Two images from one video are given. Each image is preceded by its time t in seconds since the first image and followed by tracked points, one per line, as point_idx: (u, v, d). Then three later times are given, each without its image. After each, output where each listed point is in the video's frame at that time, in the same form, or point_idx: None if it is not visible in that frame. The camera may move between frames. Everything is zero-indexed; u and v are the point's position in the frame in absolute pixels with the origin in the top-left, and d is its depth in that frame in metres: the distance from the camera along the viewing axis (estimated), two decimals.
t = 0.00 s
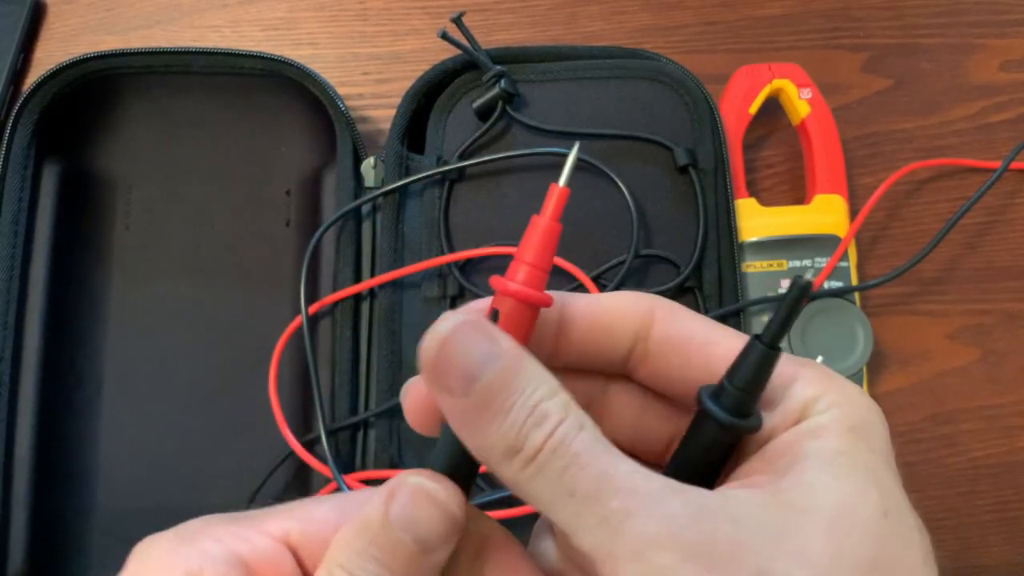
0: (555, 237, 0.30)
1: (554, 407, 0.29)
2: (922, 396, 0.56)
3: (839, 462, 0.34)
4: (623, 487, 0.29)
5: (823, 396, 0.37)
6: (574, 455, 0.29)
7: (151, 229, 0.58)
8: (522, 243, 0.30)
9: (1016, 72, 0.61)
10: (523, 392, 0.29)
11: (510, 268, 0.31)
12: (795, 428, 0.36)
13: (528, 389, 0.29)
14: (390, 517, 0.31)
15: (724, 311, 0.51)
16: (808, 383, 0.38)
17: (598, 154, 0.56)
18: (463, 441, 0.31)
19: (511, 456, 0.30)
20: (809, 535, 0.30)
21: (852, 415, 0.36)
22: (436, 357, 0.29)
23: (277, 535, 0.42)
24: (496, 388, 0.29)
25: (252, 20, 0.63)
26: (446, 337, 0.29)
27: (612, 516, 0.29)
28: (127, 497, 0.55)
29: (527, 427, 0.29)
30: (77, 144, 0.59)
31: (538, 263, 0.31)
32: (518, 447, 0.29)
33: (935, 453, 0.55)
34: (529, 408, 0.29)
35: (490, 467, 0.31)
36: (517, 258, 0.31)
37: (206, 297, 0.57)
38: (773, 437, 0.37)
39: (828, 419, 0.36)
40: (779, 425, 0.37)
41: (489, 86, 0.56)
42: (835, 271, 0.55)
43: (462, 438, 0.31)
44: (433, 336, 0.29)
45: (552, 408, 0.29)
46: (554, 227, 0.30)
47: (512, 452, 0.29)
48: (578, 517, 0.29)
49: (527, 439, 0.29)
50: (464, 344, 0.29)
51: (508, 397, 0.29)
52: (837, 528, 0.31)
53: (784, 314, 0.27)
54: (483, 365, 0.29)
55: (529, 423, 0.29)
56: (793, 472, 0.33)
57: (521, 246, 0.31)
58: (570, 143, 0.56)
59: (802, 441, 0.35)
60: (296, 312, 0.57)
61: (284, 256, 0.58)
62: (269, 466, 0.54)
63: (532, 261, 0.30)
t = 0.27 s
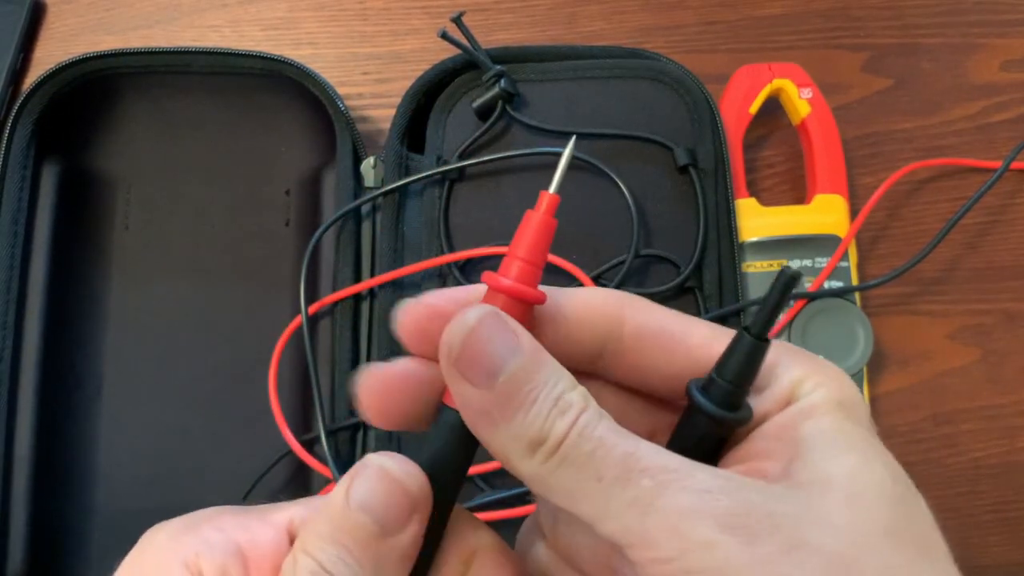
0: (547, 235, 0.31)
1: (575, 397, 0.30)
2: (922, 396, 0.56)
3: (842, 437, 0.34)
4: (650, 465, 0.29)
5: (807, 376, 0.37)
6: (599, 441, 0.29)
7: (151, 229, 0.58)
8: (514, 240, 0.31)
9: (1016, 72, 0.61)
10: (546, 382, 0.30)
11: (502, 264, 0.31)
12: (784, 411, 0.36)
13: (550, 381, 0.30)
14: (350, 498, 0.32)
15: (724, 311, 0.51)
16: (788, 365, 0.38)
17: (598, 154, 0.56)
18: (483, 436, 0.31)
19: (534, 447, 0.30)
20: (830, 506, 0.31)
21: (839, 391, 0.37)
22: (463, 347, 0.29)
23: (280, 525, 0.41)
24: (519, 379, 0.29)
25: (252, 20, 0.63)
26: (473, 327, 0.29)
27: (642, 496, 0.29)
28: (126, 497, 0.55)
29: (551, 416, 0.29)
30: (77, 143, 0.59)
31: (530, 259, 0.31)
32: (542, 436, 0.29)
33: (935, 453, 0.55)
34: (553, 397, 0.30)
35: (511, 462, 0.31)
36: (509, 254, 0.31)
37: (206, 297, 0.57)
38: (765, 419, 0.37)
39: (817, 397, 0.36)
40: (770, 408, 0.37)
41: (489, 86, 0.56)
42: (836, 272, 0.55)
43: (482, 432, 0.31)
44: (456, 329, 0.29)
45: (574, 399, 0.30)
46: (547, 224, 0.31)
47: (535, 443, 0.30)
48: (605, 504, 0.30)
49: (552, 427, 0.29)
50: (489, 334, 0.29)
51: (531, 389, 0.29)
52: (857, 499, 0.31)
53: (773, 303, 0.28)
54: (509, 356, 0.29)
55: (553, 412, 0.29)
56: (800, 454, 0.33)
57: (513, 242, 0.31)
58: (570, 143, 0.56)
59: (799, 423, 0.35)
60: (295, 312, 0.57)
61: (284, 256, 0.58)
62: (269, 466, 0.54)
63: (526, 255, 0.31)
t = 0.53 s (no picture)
0: (552, 227, 0.29)
1: (597, 407, 0.30)
2: (923, 396, 0.56)
3: (831, 423, 0.36)
4: (684, 473, 0.30)
5: (781, 367, 0.39)
6: (627, 451, 0.30)
7: (151, 229, 0.58)
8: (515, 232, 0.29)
9: (1017, 72, 0.61)
10: (569, 393, 0.30)
11: (503, 257, 0.29)
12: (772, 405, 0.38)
13: (572, 392, 0.30)
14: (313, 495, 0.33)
15: (724, 311, 0.51)
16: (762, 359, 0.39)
17: (598, 154, 0.56)
18: (501, 451, 0.31)
19: (560, 459, 0.30)
20: (860, 499, 0.32)
21: (812, 378, 0.39)
22: (492, 355, 0.29)
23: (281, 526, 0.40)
24: (545, 390, 0.29)
25: (251, 19, 0.63)
26: (501, 334, 0.28)
27: (679, 507, 0.29)
28: (126, 498, 0.55)
29: (579, 427, 0.30)
30: (76, 143, 0.59)
31: (533, 252, 0.29)
32: (569, 448, 0.30)
33: (936, 453, 0.55)
34: (577, 408, 0.30)
35: (531, 477, 0.31)
36: (510, 246, 0.29)
37: (205, 297, 0.57)
38: (754, 415, 0.38)
39: (796, 386, 0.38)
40: (756, 403, 0.39)
41: (489, 85, 0.56)
42: (836, 272, 0.55)
43: (503, 448, 0.31)
44: (484, 338, 0.29)
45: (597, 409, 0.30)
46: (552, 215, 0.29)
47: (561, 456, 0.30)
48: (637, 514, 0.30)
49: (579, 438, 0.29)
50: (519, 343, 0.29)
51: (556, 400, 0.30)
52: (881, 488, 0.32)
53: (767, 308, 0.28)
54: (536, 366, 0.29)
55: (579, 423, 0.30)
56: (801, 450, 0.35)
57: (515, 233, 0.29)
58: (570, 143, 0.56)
59: (788, 419, 0.37)
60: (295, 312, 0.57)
61: (283, 256, 0.58)
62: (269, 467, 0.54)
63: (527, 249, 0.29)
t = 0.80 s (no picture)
0: (555, 231, 0.28)
1: (603, 424, 0.30)
2: (923, 396, 0.56)
3: (815, 429, 0.37)
4: (699, 491, 0.30)
5: (760, 375, 0.40)
6: (640, 468, 0.29)
7: (150, 229, 0.58)
8: (517, 238, 0.28)
9: (1018, 72, 0.61)
10: (577, 411, 0.30)
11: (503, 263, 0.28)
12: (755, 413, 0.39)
13: (577, 409, 0.30)
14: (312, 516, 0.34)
15: (724, 311, 0.51)
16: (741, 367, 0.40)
17: (598, 154, 0.55)
18: (505, 471, 0.31)
19: (569, 478, 0.30)
20: (862, 509, 0.32)
21: (789, 385, 0.40)
22: (506, 375, 0.28)
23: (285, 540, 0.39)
24: (554, 409, 0.29)
25: (251, 19, 0.63)
26: (516, 352, 0.27)
27: (694, 525, 0.29)
28: (125, 499, 0.54)
29: (589, 445, 0.29)
30: (76, 143, 0.59)
31: (537, 259, 0.28)
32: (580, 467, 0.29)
33: (937, 453, 0.54)
34: (584, 426, 0.30)
35: (536, 496, 0.31)
36: (511, 252, 0.28)
37: (204, 297, 0.57)
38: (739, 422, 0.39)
39: (777, 394, 0.39)
40: (739, 412, 0.39)
41: (489, 85, 0.55)
42: (836, 272, 0.55)
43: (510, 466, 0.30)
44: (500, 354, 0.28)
45: (603, 426, 0.30)
46: (555, 219, 0.28)
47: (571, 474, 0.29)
48: (650, 532, 0.30)
49: (589, 457, 0.29)
50: (532, 360, 0.28)
51: (563, 418, 0.29)
52: (880, 496, 0.33)
53: (764, 319, 0.29)
54: (546, 384, 0.28)
55: (589, 441, 0.29)
56: (790, 458, 0.36)
57: (516, 238, 0.28)
58: (570, 143, 0.56)
59: (771, 428, 0.38)
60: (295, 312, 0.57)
61: (283, 256, 0.58)
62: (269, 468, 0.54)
63: (528, 254, 0.28)
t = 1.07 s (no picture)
0: (526, 225, 0.29)
1: (599, 417, 0.30)
2: (923, 396, 0.55)
3: (822, 417, 0.37)
4: (699, 485, 0.29)
5: (763, 358, 0.39)
6: (636, 461, 0.29)
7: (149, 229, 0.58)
8: (489, 233, 0.29)
9: (1018, 72, 0.61)
10: (568, 403, 0.29)
11: (476, 259, 0.29)
12: (757, 399, 0.38)
13: (570, 402, 0.29)
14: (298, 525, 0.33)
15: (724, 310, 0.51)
16: (744, 350, 0.40)
17: (598, 154, 0.55)
18: (503, 465, 0.31)
19: (565, 472, 0.29)
20: (868, 504, 0.32)
21: (790, 367, 0.40)
22: (485, 369, 0.28)
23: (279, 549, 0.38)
24: (543, 402, 0.29)
25: (251, 19, 0.63)
26: (494, 345, 0.28)
27: (696, 519, 0.29)
28: (125, 499, 0.54)
29: (582, 438, 0.29)
30: (75, 142, 0.59)
31: (508, 253, 0.29)
32: (575, 461, 0.29)
33: (937, 454, 0.54)
34: (578, 419, 0.29)
35: (535, 490, 0.31)
36: (483, 247, 0.29)
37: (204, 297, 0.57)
38: (740, 410, 0.39)
39: (779, 377, 0.39)
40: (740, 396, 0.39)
41: (489, 85, 0.55)
42: (837, 272, 0.55)
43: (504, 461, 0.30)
44: (476, 350, 0.28)
45: (598, 419, 0.30)
46: (526, 214, 0.29)
47: (566, 468, 0.29)
48: (652, 525, 0.30)
49: (584, 450, 0.29)
50: (510, 353, 0.28)
51: (554, 411, 0.29)
52: (886, 492, 0.33)
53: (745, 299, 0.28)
54: (530, 377, 0.29)
55: (583, 435, 0.29)
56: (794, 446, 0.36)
57: (488, 235, 0.29)
58: (570, 143, 0.56)
59: (775, 414, 0.37)
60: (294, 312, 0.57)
61: (282, 256, 0.58)
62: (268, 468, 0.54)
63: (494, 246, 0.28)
